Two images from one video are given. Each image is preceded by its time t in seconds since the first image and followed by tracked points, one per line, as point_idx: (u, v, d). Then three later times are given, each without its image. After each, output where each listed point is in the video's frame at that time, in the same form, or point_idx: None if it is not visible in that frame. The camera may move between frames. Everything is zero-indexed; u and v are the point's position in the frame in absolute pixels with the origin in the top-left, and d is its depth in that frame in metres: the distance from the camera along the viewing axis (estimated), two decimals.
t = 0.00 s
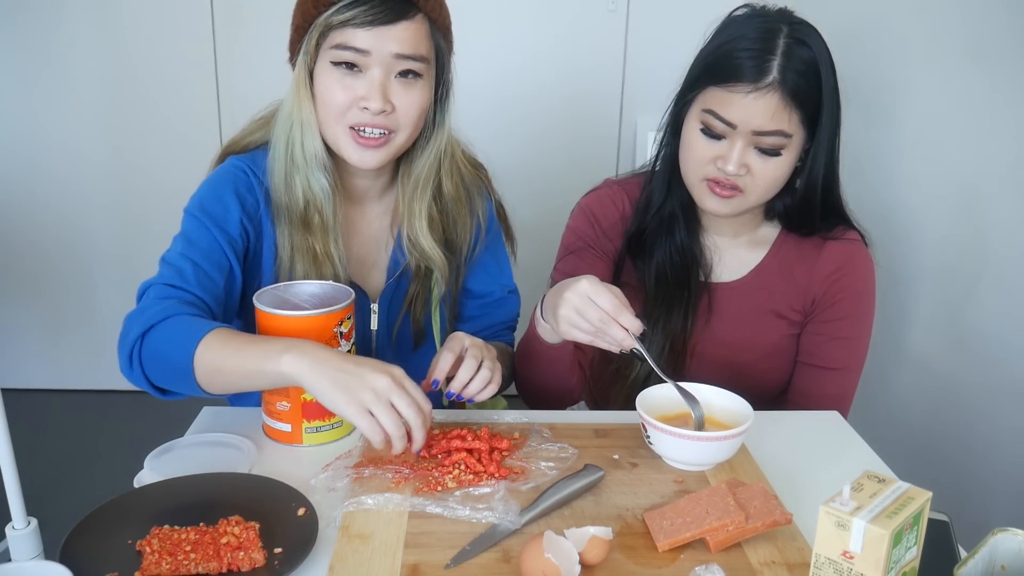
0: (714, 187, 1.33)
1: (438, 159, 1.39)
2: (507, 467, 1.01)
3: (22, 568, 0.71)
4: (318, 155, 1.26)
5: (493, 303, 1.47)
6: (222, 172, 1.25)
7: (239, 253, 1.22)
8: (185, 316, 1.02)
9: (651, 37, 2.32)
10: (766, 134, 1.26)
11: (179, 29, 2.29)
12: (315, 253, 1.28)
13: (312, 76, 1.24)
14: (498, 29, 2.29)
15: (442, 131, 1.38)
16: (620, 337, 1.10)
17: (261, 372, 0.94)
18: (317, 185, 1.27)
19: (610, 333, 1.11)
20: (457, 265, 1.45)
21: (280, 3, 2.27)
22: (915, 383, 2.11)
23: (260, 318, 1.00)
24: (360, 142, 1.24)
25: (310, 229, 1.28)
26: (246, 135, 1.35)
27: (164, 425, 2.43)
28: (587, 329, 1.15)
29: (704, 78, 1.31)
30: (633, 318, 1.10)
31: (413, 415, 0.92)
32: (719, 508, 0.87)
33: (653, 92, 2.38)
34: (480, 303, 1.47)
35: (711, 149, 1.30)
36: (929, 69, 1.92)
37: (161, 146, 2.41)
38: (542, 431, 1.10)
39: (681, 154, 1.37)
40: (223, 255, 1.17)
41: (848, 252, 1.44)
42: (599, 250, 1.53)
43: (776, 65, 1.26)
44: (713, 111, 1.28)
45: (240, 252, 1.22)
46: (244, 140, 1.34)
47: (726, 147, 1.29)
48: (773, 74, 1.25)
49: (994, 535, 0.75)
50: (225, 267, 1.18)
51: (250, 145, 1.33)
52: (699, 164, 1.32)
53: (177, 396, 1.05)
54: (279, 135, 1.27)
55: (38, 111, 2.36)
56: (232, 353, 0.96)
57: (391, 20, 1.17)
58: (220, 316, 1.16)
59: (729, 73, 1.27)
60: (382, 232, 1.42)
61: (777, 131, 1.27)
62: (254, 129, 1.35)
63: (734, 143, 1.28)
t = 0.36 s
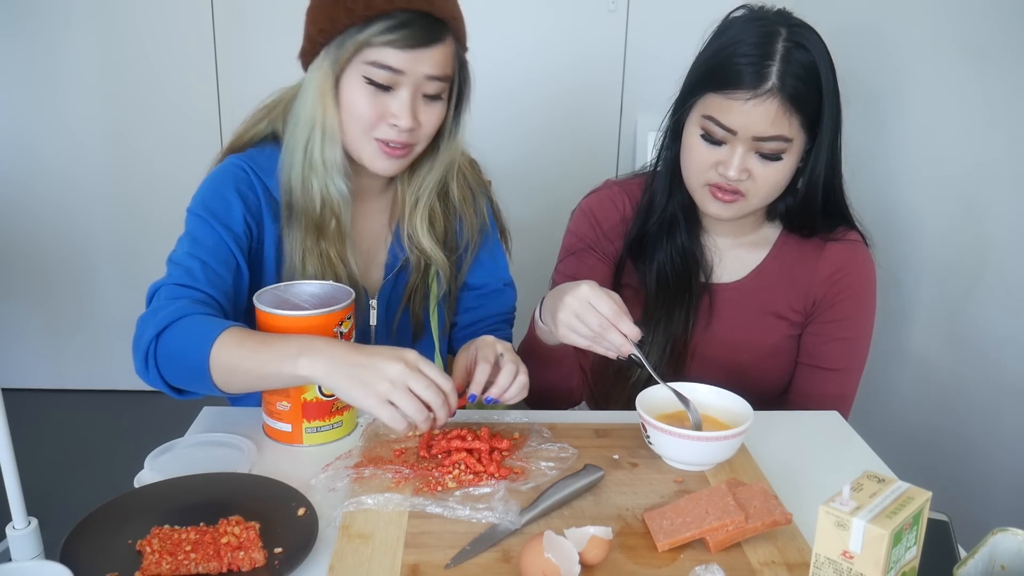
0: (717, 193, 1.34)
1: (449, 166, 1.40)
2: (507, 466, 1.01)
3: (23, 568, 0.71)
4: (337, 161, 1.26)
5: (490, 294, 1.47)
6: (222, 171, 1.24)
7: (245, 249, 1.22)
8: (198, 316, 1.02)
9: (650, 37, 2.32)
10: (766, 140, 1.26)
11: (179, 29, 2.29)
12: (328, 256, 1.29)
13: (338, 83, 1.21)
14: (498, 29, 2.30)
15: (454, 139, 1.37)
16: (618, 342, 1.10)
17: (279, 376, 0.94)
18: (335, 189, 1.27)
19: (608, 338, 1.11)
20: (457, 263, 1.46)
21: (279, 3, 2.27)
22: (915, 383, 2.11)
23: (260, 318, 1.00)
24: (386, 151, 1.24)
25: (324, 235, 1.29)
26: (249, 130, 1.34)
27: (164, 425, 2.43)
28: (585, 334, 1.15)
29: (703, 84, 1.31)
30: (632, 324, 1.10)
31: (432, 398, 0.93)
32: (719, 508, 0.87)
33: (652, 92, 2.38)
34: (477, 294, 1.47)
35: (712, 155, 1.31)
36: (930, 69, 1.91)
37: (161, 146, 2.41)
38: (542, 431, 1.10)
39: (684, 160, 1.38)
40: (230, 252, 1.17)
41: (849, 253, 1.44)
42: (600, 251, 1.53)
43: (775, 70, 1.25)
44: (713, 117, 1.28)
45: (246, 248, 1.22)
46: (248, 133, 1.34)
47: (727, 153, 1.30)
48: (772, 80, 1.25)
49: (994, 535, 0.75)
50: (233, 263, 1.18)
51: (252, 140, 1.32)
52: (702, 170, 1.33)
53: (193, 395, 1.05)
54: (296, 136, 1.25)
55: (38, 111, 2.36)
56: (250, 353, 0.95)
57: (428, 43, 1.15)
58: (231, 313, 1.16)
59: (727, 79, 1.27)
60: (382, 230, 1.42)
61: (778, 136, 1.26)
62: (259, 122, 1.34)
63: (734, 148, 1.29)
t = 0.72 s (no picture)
0: (717, 193, 1.34)
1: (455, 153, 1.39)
2: (507, 466, 1.01)
3: (22, 567, 0.71)
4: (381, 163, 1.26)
5: (489, 295, 1.47)
6: (223, 171, 1.23)
7: (246, 251, 1.21)
8: (198, 318, 1.02)
9: (650, 37, 2.32)
10: (767, 140, 1.26)
11: (179, 29, 2.29)
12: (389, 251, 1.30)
13: (365, 94, 1.18)
14: (498, 29, 2.30)
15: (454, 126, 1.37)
16: (628, 333, 1.11)
17: (280, 377, 0.94)
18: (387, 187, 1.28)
19: (619, 328, 1.11)
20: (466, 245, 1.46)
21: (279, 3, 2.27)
22: (915, 382, 2.11)
23: (260, 319, 1.00)
24: (419, 149, 1.25)
25: (387, 241, 1.30)
26: (255, 141, 1.32)
27: (164, 425, 2.43)
28: (593, 321, 1.15)
29: (703, 84, 1.31)
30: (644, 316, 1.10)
31: (436, 389, 0.93)
32: (719, 508, 0.87)
33: (652, 92, 2.38)
34: (476, 294, 1.47)
35: (713, 156, 1.31)
36: (929, 69, 1.91)
37: (161, 146, 2.41)
38: (542, 431, 1.10)
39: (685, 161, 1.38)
40: (231, 254, 1.16)
41: (849, 254, 1.44)
42: (603, 247, 1.52)
43: (776, 70, 1.25)
44: (713, 118, 1.28)
45: (248, 250, 1.22)
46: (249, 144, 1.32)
47: (727, 153, 1.30)
48: (772, 80, 1.25)
49: (994, 535, 0.75)
50: (234, 266, 1.17)
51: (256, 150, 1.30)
52: (703, 171, 1.33)
53: (192, 398, 1.05)
54: (340, 151, 1.23)
55: (38, 111, 2.36)
56: (248, 354, 0.95)
57: (442, 35, 1.15)
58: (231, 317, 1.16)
59: (728, 79, 1.27)
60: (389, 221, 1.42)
61: (778, 136, 1.26)
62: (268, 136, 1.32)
63: (735, 149, 1.29)
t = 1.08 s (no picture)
0: (720, 194, 1.34)
1: (443, 164, 1.40)
2: (507, 467, 1.01)
3: (23, 568, 0.71)
4: (335, 167, 1.27)
5: (484, 296, 1.47)
6: (213, 176, 1.22)
7: (237, 257, 1.21)
8: (189, 330, 1.02)
9: (650, 37, 2.32)
10: (769, 140, 1.26)
11: (179, 29, 2.29)
12: (335, 265, 1.30)
13: (326, 87, 1.21)
14: (498, 28, 2.30)
15: (445, 142, 1.38)
16: (625, 331, 1.10)
17: (273, 395, 0.95)
18: (333, 197, 1.28)
19: (616, 326, 1.11)
20: (451, 267, 1.45)
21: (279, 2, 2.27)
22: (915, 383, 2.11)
23: (260, 318, 1.00)
24: (375, 156, 1.26)
25: (327, 241, 1.30)
26: (242, 134, 1.33)
27: (164, 425, 2.43)
28: (592, 318, 1.15)
29: (705, 85, 1.31)
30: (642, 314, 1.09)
31: (419, 403, 0.92)
32: (719, 508, 0.87)
33: (652, 92, 2.38)
34: (472, 294, 1.47)
35: (715, 156, 1.31)
36: (928, 69, 1.91)
37: (161, 147, 2.41)
38: (542, 431, 1.10)
39: (686, 161, 1.38)
40: (222, 260, 1.16)
41: (849, 255, 1.44)
42: (602, 246, 1.52)
43: (777, 70, 1.25)
44: (714, 118, 1.29)
45: (239, 255, 1.22)
46: (240, 137, 1.33)
47: (729, 154, 1.30)
48: (774, 81, 1.25)
49: (993, 535, 0.75)
50: (225, 273, 1.17)
51: (244, 144, 1.32)
52: (704, 171, 1.33)
53: (184, 408, 1.04)
54: (294, 144, 1.25)
55: (38, 111, 2.36)
56: (240, 371, 0.95)
57: (416, 46, 1.15)
58: (223, 324, 1.16)
59: (730, 80, 1.27)
60: (377, 230, 1.43)
61: (780, 136, 1.26)
62: (253, 128, 1.33)
63: (737, 149, 1.29)
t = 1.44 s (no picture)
0: (722, 194, 1.34)
1: (447, 165, 1.40)
2: (507, 466, 1.01)
3: (22, 567, 0.71)
4: (340, 164, 1.27)
5: (485, 295, 1.47)
6: (212, 177, 1.22)
7: (237, 258, 1.21)
8: (188, 332, 1.02)
9: (650, 37, 2.32)
10: (767, 138, 1.26)
11: (179, 29, 2.29)
12: (342, 263, 1.30)
13: (327, 84, 1.21)
14: (498, 28, 2.30)
15: (449, 141, 1.39)
16: (652, 323, 1.08)
17: (271, 398, 0.95)
18: (340, 191, 1.29)
19: (644, 315, 1.08)
20: (454, 267, 1.45)
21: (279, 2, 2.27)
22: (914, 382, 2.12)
23: (259, 318, 0.99)
24: (374, 155, 1.26)
25: (335, 240, 1.30)
26: (243, 136, 1.34)
27: (164, 425, 2.43)
28: (619, 299, 1.11)
29: (701, 86, 1.31)
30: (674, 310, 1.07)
31: (417, 410, 0.93)
32: (719, 508, 0.87)
33: (652, 92, 2.38)
34: (473, 295, 1.47)
35: (714, 157, 1.31)
36: (928, 70, 1.92)
37: (161, 146, 2.41)
38: (542, 431, 1.10)
39: (686, 162, 1.38)
40: (221, 262, 1.16)
41: (851, 253, 1.44)
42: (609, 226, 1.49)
43: (771, 69, 1.25)
44: (712, 119, 1.29)
45: (238, 257, 1.21)
46: (241, 138, 1.33)
47: (728, 154, 1.30)
48: (768, 79, 1.25)
49: (993, 535, 0.75)
50: (224, 274, 1.17)
51: (244, 145, 1.32)
52: (705, 172, 1.33)
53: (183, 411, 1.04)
54: (298, 142, 1.26)
55: (38, 111, 2.36)
56: (240, 375, 0.95)
57: (415, 39, 1.15)
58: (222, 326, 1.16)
59: (725, 80, 1.27)
60: (379, 230, 1.43)
61: (778, 134, 1.26)
62: (254, 129, 1.34)
63: (736, 149, 1.29)
